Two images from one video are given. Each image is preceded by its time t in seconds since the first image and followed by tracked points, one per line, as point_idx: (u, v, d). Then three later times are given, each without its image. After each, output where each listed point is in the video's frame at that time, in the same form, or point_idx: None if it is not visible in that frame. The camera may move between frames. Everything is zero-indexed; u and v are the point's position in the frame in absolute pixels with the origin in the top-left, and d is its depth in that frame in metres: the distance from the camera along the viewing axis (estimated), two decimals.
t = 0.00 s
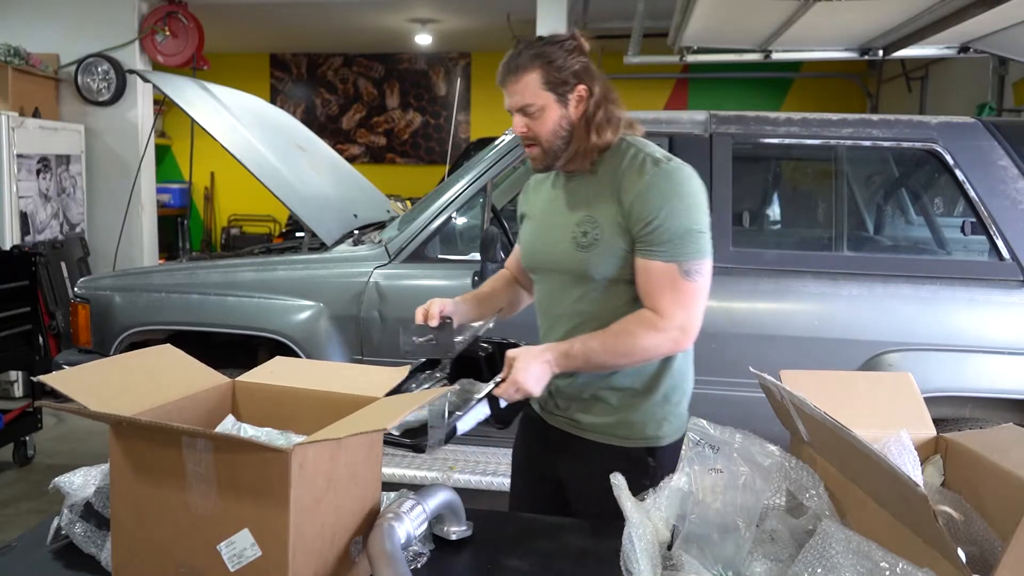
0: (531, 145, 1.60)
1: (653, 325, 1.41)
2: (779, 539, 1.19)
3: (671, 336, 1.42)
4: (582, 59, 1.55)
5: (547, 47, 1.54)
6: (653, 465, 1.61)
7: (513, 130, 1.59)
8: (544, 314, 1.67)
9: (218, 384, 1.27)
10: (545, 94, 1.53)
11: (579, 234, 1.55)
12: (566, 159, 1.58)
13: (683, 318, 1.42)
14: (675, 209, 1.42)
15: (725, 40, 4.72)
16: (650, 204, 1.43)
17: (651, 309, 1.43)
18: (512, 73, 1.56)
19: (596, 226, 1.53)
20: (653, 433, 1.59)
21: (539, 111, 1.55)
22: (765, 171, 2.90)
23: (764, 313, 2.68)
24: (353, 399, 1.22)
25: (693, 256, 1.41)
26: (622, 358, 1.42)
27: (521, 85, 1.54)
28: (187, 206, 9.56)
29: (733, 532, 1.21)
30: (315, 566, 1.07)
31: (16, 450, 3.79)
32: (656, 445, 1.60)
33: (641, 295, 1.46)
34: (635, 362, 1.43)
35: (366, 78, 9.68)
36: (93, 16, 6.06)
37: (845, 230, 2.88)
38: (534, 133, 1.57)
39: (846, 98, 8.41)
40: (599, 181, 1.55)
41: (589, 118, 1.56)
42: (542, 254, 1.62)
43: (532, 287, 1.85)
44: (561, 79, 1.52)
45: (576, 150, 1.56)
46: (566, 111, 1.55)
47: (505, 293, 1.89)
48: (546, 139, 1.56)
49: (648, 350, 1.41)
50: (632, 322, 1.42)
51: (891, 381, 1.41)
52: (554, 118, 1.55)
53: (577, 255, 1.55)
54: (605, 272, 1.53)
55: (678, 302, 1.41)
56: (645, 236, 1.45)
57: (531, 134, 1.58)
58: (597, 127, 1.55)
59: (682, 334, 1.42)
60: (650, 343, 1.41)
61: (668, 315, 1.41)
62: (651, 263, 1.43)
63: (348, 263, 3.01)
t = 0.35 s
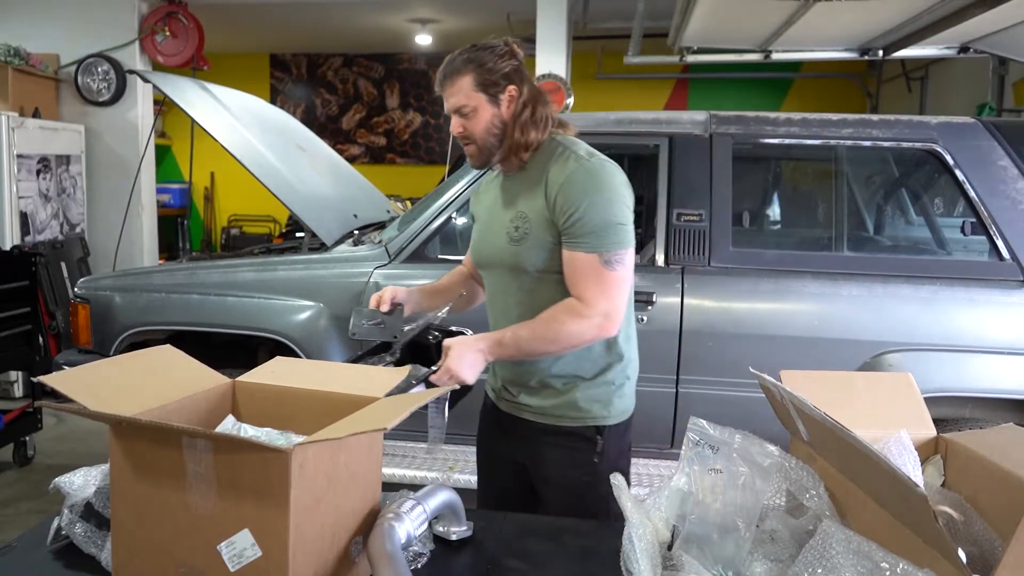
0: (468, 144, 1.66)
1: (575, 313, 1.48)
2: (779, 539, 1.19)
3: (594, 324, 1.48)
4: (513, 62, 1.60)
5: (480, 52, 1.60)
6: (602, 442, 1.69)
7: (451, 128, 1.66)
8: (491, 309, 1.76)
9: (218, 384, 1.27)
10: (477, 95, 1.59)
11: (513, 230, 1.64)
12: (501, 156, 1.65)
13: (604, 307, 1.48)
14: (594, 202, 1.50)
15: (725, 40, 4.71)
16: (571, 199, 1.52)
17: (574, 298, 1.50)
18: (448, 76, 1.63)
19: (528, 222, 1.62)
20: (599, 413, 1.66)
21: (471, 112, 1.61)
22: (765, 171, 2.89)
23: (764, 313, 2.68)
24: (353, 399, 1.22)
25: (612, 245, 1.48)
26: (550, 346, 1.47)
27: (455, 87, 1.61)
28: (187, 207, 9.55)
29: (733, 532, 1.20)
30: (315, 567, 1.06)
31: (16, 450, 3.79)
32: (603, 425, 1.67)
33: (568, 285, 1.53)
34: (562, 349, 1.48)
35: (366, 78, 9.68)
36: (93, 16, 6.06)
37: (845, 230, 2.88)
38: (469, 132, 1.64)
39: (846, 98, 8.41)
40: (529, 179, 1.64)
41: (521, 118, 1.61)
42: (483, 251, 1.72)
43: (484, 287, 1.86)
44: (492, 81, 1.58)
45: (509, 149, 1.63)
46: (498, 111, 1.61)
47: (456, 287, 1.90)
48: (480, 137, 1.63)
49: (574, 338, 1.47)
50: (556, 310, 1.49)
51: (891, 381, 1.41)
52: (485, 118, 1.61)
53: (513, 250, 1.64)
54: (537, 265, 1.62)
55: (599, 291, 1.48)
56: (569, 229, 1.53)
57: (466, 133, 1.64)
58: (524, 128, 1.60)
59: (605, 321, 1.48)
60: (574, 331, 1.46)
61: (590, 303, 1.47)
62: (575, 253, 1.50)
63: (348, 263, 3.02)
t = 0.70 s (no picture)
0: (438, 131, 1.67)
1: (524, 307, 1.50)
2: (779, 539, 1.19)
3: (540, 318, 1.50)
4: (490, 54, 1.62)
5: (457, 41, 1.62)
6: (540, 443, 1.72)
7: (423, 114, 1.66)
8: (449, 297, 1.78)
9: (217, 384, 1.27)
10: (451, 84, 1.60)
11: (475, 221, 1.66)
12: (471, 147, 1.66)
13: (553, 302, 1.50)
14: (555, 199, 1.51)
15: (725, 40, 4.71)
16: (532, 195, 1.53)
17: (525, 292, 1.52)
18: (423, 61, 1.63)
19: (489, 215, 1.63)
20: (544, 413, 1.70)
21: (445, 99, 1.62)
22: (765, 171, 2.89)
23: (764, 313, 2.68)
24: (352, 398, 1.22)
25: (568, 244, 1.50)
26: (496, 339, 1.50)
27: (430, 73, 1.61)
28: (187, 207, 9.55)
29: (733, 532, 1.20)
30: (315, 567, 1.06)
31: (16, 450, 3.79)
32: (545, 426, 1.71)
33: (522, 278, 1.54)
34: (509, 341, 1.50)
35: (367, 79, 9.68)
36: (93, 16, 6.06)
37: (845, 230, 2.89)
38: (440, 119, 1.65)
39: (846, 98, 8.40)
40: (495, 172, 1.65)
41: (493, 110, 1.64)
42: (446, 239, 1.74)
43: (446, 281, 1.91)
44: (468, 71, 1.60)
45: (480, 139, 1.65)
46: (471, 101, 1.62)
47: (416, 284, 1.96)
48: (451, 125, 1.64)
49: (522, 330, 1.49)
50: (508, 303, 1.51)
51: (890, 382, 1.41)
52: (458, 107, 1.62)
53: (472, 241, 1.66)
54: (494, 257, 1.64)
55: (550, 284, 1.50)
56: (527, 224, 1.54)
57: (437, 120, 1.65)
58: (496, 121, 1.63)
59: (552, 316, 1.50)
60: (522, 324, 1.49)
61: (540, 297, 1.50)
62: (530, 248, 1.52)
63: (348, 263, 3.02)
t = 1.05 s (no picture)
0: (410, 120, 1.64)
1: (458, 304, 1.49)
2: (780, 539, 1.19)
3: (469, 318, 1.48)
4: (469, 48, 1.61)
5: (438, 30, 1.60)
6: (491, 454, 1.71)
7: (395, 101, 1.63)
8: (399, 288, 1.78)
9: (217, 384, 1.27)
10: (430, 73, 1.58)
11: (431, 215, 1.66)
12: (442, 139, 1.64)
13: (486, 303, 1.49)
14: (508, 200, 1.50)
15: (726, 40, 4.71)
16: (486, 192, 1.53)
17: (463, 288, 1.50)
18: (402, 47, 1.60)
19: (445, 210, 1.63)
20: (492, 426, 1.68)
21: (421, 89, 1.59)
22: (766, 171, 2.89)
23: (765, 314, 2.68)
24: (353, 398, 1.23)
25: (511, 246, 1.48)
26: (426, 334, 1.49)
27: (409, 60, 1.58)
28: (188, 207, 9.56)
29: (734, 532, 1.21)
30: (315, 567, 1.07)
31: (17, 450, 3.79)
32: (495, 438, 1.70)
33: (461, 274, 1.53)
34: (440, 338, 1.50)
35: (367, 79, 9.68)
36: (94, 17, 6.06)
37: (846, 231, 2.89)
38: (414, 108, 1.62)
39: (847, 98, 8.40)
40: (458, 169, 1.65)
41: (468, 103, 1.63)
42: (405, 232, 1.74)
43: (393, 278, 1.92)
44: (447, 62, 1.58)
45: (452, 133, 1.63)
46: (447, 93, 1.60)
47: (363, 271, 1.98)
48: (426, 115, 1.62)
49: (452, 322, 1.48)
50: (445, 298, 1.50)
51: (890, 382, 1.41)
52: (435, 97, 1.60)
53: (425, 234, 1.66)
54: (443, 252, 1.63)
55: (485, 284, 1.48)
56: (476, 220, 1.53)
57: (411, 109, 1.62)
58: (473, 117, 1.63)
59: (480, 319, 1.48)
60: (453, 319, 1.48)
61: (467, 299, 1.49)
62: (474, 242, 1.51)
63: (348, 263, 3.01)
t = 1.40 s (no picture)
0: (299, 133, 1.52)
1: (355, 312, 1.38)
2: (783, 539, 1.19)
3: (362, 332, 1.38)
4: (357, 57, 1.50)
5: (324, 37, 1.49)
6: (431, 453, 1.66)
7: (281, 113, 1.51)
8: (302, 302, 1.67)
9: (221, 384, 1.27)
10: (319, 83, 1.47)
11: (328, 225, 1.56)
12: (334, 152, 1.53)
13: (381, 310, 1.38)
14: (407, 201, 1.42)
15: (728, 40, 4.71)
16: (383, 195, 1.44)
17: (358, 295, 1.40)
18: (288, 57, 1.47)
19: (342, 217, 1.53)
20: (428, 426, 1.63)
21: (310, 100, 1.48)
22: (768, 171, 2.89)
23: (768, 314, 2.68)
24: (356, 398, 1.23)
25: (412, 250, 1.40)
26: (320, 342, 1.38)
27: (295, 70, 1.46)
28: (190, 207, 9.56)
29: (736, 533, 1.21)
30: (318, 567, 1.07)
31: (20, 450, 3.80)
32: (432, 436, 1.65)
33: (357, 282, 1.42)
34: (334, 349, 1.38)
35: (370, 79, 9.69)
36: (97, 17, 6.07)
37: (849, 231, 2.90)
38: (302, 119, 1.50)
39: (849, 98, 8.39)
40: (350, 177, 1.55)
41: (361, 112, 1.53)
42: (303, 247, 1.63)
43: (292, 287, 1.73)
44: (334, 72, 1.47)
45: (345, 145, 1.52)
46: (337, 104, 1.49)
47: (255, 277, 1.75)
48: (317, 127, 1.50)
49: (340, 333, 1.36)
50: (336, 307, 1.39)
51: (893, 383, 1.41)
52: (326, 108, 1.49)
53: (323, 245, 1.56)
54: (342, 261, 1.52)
55: (382, 291, 1.38)
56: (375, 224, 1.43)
57: (299, 121, 1.50)
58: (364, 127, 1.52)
59: (378, 324, 1.37)
60: (348, 328, 1.36)
61: (359, 308, 1.38)
62: (373, 246, 1.41)
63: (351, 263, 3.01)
